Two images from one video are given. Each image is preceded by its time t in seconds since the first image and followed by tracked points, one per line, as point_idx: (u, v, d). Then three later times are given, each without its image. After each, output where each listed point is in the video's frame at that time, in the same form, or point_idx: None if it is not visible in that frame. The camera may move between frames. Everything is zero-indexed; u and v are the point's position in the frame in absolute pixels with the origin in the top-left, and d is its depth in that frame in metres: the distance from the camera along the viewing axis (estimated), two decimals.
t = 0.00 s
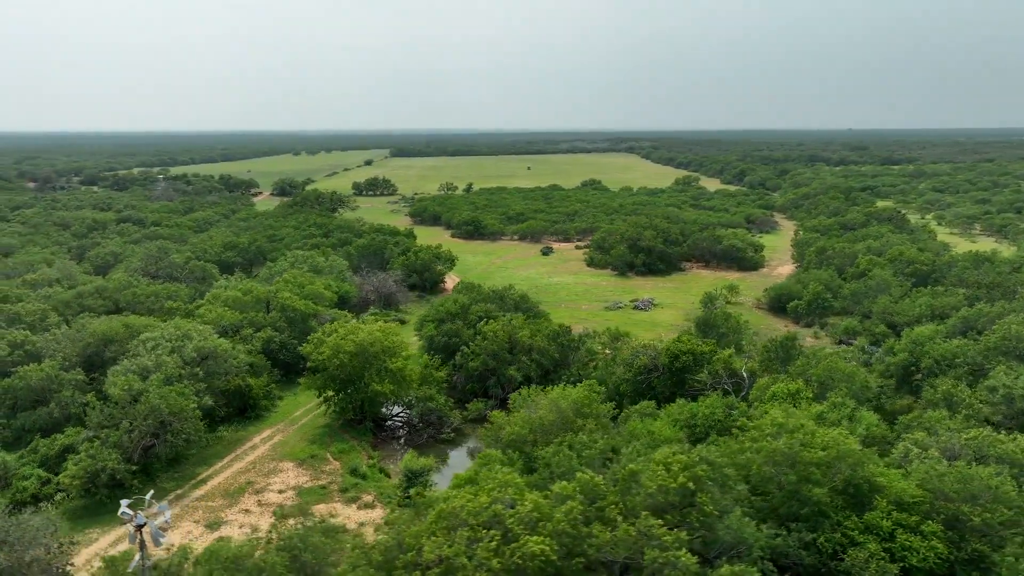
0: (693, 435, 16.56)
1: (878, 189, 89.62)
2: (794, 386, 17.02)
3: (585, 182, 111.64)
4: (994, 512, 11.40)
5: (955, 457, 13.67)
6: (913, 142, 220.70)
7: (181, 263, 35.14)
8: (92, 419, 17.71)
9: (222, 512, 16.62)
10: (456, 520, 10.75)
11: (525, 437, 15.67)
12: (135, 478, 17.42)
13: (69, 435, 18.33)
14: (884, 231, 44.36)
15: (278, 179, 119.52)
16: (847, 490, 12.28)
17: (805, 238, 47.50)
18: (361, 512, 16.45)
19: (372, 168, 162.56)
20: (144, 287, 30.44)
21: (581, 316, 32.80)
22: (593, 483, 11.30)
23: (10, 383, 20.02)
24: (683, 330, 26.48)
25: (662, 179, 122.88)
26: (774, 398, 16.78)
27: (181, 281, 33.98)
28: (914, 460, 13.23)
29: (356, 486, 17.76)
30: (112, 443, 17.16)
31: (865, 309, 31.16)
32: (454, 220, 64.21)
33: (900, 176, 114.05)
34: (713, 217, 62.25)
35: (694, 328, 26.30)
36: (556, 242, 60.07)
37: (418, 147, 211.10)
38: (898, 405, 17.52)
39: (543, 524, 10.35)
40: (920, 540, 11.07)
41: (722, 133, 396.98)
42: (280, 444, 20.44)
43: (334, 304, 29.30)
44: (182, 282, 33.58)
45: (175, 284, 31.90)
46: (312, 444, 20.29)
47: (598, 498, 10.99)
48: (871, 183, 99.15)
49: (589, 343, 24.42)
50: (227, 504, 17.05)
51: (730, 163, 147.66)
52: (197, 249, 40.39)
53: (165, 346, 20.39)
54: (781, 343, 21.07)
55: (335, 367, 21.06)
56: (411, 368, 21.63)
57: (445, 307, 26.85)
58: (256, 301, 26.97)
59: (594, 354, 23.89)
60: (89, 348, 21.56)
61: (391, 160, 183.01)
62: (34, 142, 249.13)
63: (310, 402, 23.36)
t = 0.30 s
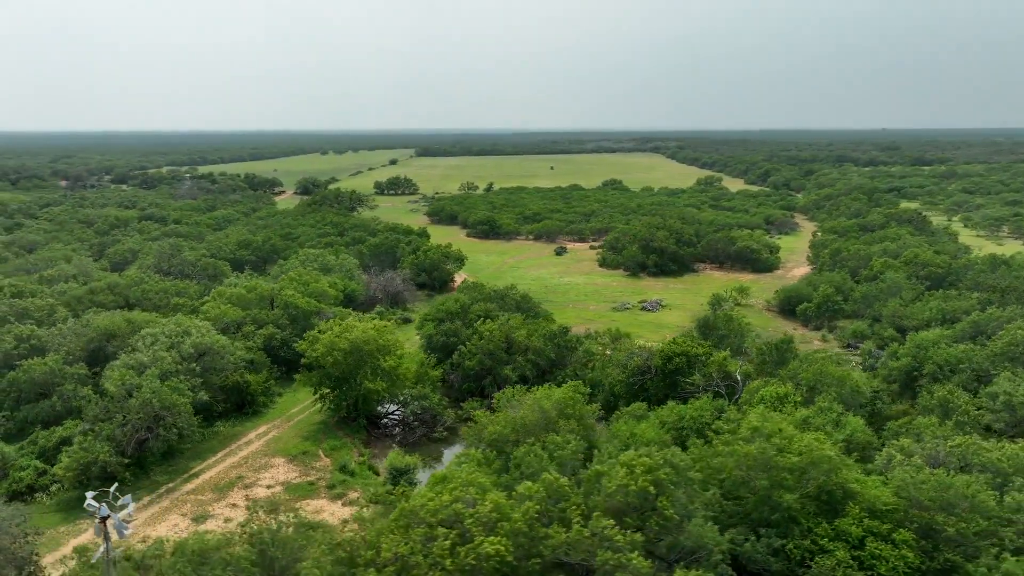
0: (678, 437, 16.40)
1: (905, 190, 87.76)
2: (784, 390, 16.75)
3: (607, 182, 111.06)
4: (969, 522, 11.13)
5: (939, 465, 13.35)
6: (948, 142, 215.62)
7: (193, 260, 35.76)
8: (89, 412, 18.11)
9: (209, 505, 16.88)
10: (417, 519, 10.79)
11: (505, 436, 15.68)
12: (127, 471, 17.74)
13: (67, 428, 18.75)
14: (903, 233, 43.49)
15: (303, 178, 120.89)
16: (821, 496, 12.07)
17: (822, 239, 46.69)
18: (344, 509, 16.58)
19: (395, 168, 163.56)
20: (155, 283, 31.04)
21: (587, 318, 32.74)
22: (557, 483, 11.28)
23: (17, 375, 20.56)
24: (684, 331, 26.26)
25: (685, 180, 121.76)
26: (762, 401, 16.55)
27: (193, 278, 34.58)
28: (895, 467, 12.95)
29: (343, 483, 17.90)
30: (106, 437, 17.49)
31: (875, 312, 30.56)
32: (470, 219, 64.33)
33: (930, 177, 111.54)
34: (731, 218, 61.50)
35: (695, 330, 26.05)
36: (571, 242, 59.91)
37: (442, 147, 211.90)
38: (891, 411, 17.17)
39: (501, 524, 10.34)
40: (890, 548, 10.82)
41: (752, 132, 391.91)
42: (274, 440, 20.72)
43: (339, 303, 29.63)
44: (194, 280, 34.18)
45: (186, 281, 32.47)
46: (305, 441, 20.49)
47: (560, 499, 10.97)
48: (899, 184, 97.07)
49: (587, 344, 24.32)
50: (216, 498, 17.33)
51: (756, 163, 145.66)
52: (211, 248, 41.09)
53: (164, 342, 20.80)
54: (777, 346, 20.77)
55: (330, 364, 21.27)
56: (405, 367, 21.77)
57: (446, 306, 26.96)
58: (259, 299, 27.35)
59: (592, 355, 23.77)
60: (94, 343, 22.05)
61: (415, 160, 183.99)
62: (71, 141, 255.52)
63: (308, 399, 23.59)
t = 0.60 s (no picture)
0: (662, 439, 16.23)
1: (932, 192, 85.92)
2: (771, 393, 16.52)
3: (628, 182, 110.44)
4: (941, 532, 10.88)
5: (919, 473, 13.05)
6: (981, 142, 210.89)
7: (205, 258, 36.34)
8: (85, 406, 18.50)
9: (197, 499, 17.16)
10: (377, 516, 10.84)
11: (485, 436, 15.69)
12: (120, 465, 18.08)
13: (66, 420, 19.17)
14: (921, 235, 42.59)
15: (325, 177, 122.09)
16: (791, 502, 11.88)
17: (838, 241, 45.90)
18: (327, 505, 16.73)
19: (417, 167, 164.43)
20: (165, 280, 31.60)
21: (591, 319, 32.63)
22: (521, 482, 11.24)
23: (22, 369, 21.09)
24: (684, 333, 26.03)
25: (707, 180, 120.58)
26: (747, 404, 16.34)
27: (204, 276, 35.14)
28: (873, 473, 12.70)
29: (330, 479, 18.06)
30: (99, 431, 17.85)
31: (884, 315, 29.98)
32: (485, 218, 64.42)
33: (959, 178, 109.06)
34: (748, 219, 60.76)
35: (695, 332, 25.80)
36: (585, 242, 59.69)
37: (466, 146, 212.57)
38: (882, 417, 16.83)
39: (459, 523, 10.33)
40: (857, 555, 10.59)
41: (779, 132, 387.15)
42: (268, 436, 20.96)
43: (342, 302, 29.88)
44: (204, 277, 34.73)
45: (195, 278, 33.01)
46: (298, 438, 20.71)
47: (521, 499, 10.93)
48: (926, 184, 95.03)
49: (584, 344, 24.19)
50: (204, 492, 17.60)
51: (781, 163, 143.62)
52: (225, 246, 41.72)
53: (163, 337, 21.16)
54: (771, 349, 20.48)
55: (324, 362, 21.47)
56: (398, 366, 21.89)
57: (446, 305, 27.05)
58: (262, 296, 27.70)
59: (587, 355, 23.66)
60: (98, 339, 22.52)
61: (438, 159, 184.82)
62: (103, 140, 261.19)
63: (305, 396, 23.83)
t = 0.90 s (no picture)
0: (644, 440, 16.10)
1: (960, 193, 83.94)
2: (755, 397, 16.31)
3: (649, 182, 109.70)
4: (910, 540, 10.65)
5: (898, 480, 12.79)
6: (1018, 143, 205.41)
7: (216, 255, 36.91)
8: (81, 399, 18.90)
9: (187, 493, 17.45)
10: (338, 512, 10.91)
11: (466, 435, 15.73)
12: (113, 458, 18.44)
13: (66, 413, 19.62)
14: (939, 237, 41.69)
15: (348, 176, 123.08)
16: (760, 508, 11.73)
17: (855, 242, 45.09)
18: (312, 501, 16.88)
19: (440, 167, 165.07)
20: (175, 277, 32.16)
21: (595, 320, 32.49)
22: (484, 482, 11.24)
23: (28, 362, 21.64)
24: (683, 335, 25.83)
25: (730, 180, 119.23)
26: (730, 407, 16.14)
27: (214, 273, 35.68)
28: (848, 480, 12.45)
29: (319, 476, 18.23)
30: (94, 424, 18.23)
31: (893, 319, 29.41)
32: (501, 217, 64.48)
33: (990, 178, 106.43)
34: (765, 220, 59.99)
35: (694, 333, 25.58)
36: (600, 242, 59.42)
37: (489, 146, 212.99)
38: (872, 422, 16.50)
39: (416, 521, 10.36)
40: (822, 561, 10.42)
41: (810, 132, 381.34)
42: (263, 432, 21.22)
43: (346, 300, 30.16)
44: (214, 275, 35.29)
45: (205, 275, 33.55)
46: (292, 434, 20.95)
47: (482, 498, 10.92)
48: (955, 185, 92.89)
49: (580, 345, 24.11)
50: (194, 485, 17.89)
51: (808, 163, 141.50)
52: (238, 244, 42.34)
53: (162, 334, 21.55)
54: (765, 351, 20.24)
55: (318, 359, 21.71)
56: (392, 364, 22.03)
57: (445, 305, 27.16)
58: (266, 294, 28.07)
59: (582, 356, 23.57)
60: (102, 334, 23.01)
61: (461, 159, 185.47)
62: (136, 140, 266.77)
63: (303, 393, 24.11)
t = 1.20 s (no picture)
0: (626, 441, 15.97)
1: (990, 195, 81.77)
2: (740, 400, 16.11)
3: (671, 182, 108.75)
4: (877, 548, 10.42)
5: (876, 487, 12.54)
6: None
7: (227, 253, 37.47)
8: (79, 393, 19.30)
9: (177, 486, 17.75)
10: (300, 508, 11.00)
11: (446, 434, 15.75)
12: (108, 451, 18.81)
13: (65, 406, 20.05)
14: (959, 239, 40.68)
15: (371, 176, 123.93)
16: (727, 513, 11.59)
17: (872, 244, 44.23)
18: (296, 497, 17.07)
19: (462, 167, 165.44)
20: (185, 274, 32.68)
21: (598, 321, 32.30)
22: (447, 480, 11.24)
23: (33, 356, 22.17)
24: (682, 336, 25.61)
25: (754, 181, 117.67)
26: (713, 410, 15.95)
27: (225, 270, 36.19)
28: (821, 486, 12.21)
29: (307, 471, 18.41)
30: (89, 417, 18.62)
31: (902, 322, 28.81)
32: (516, 217, 64.48)
33: None
34: (783, 220, 59.13)
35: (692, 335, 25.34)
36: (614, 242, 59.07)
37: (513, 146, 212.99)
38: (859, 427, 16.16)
39: (375, 519, 10.39)
40: (783, 567, 10.25)
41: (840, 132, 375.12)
42: (257, 428, 21.49)
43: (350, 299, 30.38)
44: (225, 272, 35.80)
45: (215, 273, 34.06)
46: (286, 431, 21.18)
47: (443, 497, 10.92)
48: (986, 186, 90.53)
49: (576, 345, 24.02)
50: (185, 479, 18.19)
51: (834, 164, 139.10)
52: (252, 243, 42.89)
53: (161, 330, 21.93)
54: (758, 354, 19.98)
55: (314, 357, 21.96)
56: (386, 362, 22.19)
57: (445, 304, 27.24)
58: (270, 291, 28.41)
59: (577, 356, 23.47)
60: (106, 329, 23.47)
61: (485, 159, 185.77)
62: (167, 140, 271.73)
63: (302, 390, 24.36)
